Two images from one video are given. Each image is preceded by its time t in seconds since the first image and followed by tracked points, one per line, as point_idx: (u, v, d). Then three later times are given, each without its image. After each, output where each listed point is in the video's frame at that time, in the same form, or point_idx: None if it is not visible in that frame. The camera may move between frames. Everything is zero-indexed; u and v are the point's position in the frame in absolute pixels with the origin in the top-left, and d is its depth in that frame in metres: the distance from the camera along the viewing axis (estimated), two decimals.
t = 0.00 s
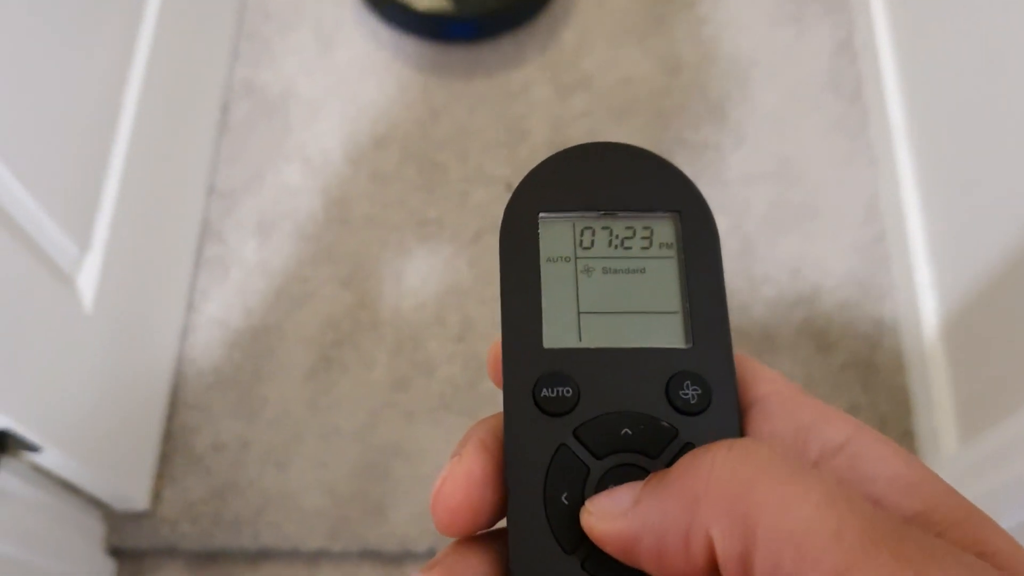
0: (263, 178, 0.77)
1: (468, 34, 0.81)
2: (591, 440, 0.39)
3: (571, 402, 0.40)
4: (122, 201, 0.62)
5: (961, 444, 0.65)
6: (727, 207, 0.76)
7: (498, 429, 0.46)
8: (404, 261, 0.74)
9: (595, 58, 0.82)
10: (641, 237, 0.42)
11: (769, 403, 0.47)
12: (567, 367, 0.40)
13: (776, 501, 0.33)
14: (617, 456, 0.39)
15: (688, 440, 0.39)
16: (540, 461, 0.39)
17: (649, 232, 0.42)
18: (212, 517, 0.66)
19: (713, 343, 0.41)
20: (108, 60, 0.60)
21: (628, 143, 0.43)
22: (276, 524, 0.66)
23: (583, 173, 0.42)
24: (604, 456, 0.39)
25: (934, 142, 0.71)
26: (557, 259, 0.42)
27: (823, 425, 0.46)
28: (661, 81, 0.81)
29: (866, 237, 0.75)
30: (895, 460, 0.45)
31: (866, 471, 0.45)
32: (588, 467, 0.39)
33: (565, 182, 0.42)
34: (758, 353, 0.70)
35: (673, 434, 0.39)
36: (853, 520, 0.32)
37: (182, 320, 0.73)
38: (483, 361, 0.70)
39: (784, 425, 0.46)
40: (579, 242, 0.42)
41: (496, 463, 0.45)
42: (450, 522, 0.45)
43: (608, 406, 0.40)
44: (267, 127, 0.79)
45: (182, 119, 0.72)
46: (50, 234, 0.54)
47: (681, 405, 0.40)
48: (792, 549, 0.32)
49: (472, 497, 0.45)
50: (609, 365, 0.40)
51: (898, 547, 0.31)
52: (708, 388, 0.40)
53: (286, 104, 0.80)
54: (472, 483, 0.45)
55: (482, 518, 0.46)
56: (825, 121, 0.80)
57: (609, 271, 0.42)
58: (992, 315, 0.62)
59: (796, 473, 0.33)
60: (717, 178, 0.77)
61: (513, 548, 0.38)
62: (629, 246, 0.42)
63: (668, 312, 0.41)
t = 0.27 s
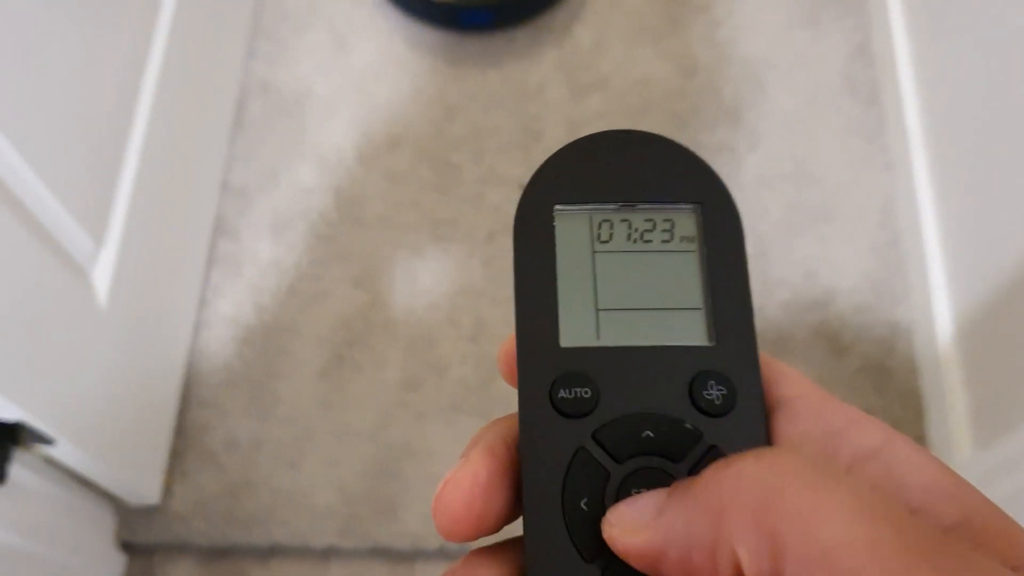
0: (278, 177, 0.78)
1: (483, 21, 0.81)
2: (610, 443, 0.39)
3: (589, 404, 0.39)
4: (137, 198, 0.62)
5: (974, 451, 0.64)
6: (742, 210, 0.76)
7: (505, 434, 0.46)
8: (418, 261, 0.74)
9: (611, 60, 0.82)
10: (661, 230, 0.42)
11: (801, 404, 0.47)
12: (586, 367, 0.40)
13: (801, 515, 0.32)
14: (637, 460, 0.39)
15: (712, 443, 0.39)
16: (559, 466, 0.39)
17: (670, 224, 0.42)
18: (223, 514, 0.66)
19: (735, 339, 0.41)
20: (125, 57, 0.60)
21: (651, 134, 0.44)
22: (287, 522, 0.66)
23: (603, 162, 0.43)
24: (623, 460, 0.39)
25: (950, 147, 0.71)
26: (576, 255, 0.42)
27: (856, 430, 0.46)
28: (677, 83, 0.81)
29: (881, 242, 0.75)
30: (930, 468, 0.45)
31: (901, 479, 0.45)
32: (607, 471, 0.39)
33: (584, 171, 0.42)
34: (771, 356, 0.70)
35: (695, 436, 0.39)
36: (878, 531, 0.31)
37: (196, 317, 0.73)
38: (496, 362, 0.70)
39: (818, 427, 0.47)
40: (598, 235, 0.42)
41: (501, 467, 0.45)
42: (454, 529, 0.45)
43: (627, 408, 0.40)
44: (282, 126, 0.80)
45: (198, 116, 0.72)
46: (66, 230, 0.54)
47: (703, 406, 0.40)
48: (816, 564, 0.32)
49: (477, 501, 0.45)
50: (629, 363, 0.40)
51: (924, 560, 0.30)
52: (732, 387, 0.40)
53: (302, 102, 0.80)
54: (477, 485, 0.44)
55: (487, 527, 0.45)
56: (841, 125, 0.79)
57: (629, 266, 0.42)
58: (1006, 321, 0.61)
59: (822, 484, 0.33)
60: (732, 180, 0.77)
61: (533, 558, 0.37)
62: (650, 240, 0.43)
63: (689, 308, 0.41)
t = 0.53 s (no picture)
0: (281, 171, 0.78)
1: (486, 16, 0.81)
2: (610, 423, 0.39)
3: (589, 382, 0.40)
4: (141, 192, 0.62)
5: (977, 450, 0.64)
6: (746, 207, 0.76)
7: (505, 411, 0.46)
8: (421, 255, 0.74)
9: (615, 55, 0.82)
10: (669, 202, 0.42)
11: (811, 387, 0.47)
12: (586, 345, 0.40)
13: (816, 501, 0.33)
14: (638, 440, 0.39)
15: (714, 423, 0.39)
16: (557, 445, 0.39)
17: (678, 198, 0.42)
18: (225, 507, 0.66)
19: (743, 314, 0.40)
20: (130, 51, 0.60)
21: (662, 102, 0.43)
22: (289, 515, 0.66)
23: (611, 132, 0.42)
24: (623, 440, 0.39)
25: (954, 146, 0.71)
26: (580, 228, 0.42)
27: (867, 415, 0.46)
28: (681, 79, 0.81)
29: (885, 240, 0.75)
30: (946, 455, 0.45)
31: (913, 466, 0.45)
32: (605, 450, 0.39)
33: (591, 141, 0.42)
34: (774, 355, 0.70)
35: (698, 418, 0.39)
36: (894, 515, 0.31)
37: (198, 310, 0.73)
38: (498, 356, 0.70)
39: (826, 410, 0.47)
40: (603, 208, 0.42)
41: (499, 443, 0.45)
42: (449, 504, 0.45)
43: (630, 386, 0.40)
44: (285, 120, 0.79)
45: (202, 111, 0.72)
46: (69, 222, 0.54)
47: (708, 385, 0.39)
48: (832, 551, 0.32)
49: (474, 477, 0.45)
50: (631, 339, 0.40)
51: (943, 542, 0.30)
52: (738, 367, 0.40)
53: (305, 96, 0.80)
54: (475, 461, 0.44)
55: (483, 504, 0.45)
56: (845, 123, 0.79)
57: (633, 239, 0.42)
58: (1010, 323, 0.61)
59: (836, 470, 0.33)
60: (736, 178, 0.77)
61: (528, 539, 0.38)
62: (656, 212, 0.42)
63: (696, 283, 0.41)
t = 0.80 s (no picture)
0: (288, 170, 0.77)
1: (493, 15, 0.81)
2: (618, 427, 0.39)
3: (598, 385, 0.39)
4: (148, 192, 0.62)
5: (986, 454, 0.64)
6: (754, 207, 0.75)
7: (511, 414, 0.46)
8: (429, 255, 0.74)
9: (623, 54, 0.81)
10: (681, 201, 0.42)
11: (826, 392, 0.47)
12: (595, 348, 0.40)
13: (827, 517, 0.32)
14: (647, 444, 0.39)
15: (725, 429, 0.39)
16: (564, 450, 0.38)
17: (690, 196, 0.42)
18: (232, 509, 0.66)
19: (755, 317, 0.40)
20: (137, 50, 0.60)
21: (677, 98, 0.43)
22: (296, 517, 0.66)
23: (623, 128, 0.42)
24: (632, 445, 0.39)
25: (965, 148, 0.71)
26: (590, 227, 0.41)
27: (883, 421, 0.46)
28: (689, 79, 0.80)
29: (894, 241, 0.75)
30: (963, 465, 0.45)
31: (930, 475, 0.45)
32: (614, 455, 0.39)
33: (602, 137, 0.42)
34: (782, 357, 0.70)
35: (709, 422, 0.39)
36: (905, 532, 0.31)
37: (205, 310, 0.72)
38: (506, 358, 0.70)
39: (842, 416, 0.46)
40: (613, 207, 0.42)
41: (504, 446, 0.45)
42: (452, 505, 0.45)
43: (638, 389, 0.39)
44: (291, 119, 0.79)
45: (208, 110, 0.72)
46: (77, 223, 0.54)
47: (718, 389, 0.39)
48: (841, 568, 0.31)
49: (477, 480, 0.44)
50: (640, 342, 0.40)
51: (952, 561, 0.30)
52: (749, 371, 0.39)
53: (312, 95, 0.80)
54: (478, 464, 0.44)
55: (487, 505, 0.45)
56: (855, 123, 0.79)
57: (643, 239, 0.42)
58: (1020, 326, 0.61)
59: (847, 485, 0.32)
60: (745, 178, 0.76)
61: (533, 545, 0.37)
62: (668, 211, 0.42)
63: (708, 284, 0.41)
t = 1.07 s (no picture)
0: (289, 170, 0.77)
1: (496, 13, 0.81)
2: (616, 418, 0.39)
3: (595, 377, 0.39)
4: (149, 193, 0.62)
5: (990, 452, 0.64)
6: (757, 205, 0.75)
7: (508, 405, 0.46)
8: (430, 255, 0.74)
9: (625, 52, 0.81)
10: (677, 186, 0.42)
11: (826, 380, 0.47)
12: (592, 338, 0.40)
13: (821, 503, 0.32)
14: (644, 435, 0.39)
15: (723, 418, 0.39)
16: (562, 443, 0.38)
17: (687, 181, 0.42)
18: (235, 509, 0.66)
19: (752, 302, 0.40)
20: (138, 51, 0.60)
21: (674, 79, 0.42)
22: (299, 516, 0.66)
23: (618, 112, 0.41)
24: (630, 436, 0.39)
25: (968, 145, 0.70)
26: (586, 214, 0.41)
27: (884, 409, 0.46)
28: (691, 76, 0.80)
29: (897, 239, 0.74)
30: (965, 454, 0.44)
31: (931, 462, 0.44)
32: (611, 447, 0.39)
33: (598, 121, 0.41)
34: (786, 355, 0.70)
35: (707, 411, 0.39)
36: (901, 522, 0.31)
37: (207, 310, 0.72)
38: (508, 356, 0.70)
39: (841, 403, 0.46)
40: (609, 193, 0.42)
41: (501, 437, 0.45)
42: (450, 496, 0.44)
43: (636, 379, 0.39)
44: (293, 119, 0.79)
45: (210, 110, 0.72)
46: (79, 223, 0.54)
47: (716, 377, 0.39)
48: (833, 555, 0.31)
49: (476, 471, 0.44)
50: (638, 330, 0.40)
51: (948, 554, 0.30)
52: (747, 358, 0.39)
53: (313, 95, 0.80)
54: (476, 454, 0.44)
55: (484, 496, 0.45)
56: (858, 120, 0.79)
57: (640, 226, 0.42)
58: None
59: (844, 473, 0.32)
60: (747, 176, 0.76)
61: (532, 539, 0.37)
62: (664, 196, 0.42)
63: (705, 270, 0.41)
